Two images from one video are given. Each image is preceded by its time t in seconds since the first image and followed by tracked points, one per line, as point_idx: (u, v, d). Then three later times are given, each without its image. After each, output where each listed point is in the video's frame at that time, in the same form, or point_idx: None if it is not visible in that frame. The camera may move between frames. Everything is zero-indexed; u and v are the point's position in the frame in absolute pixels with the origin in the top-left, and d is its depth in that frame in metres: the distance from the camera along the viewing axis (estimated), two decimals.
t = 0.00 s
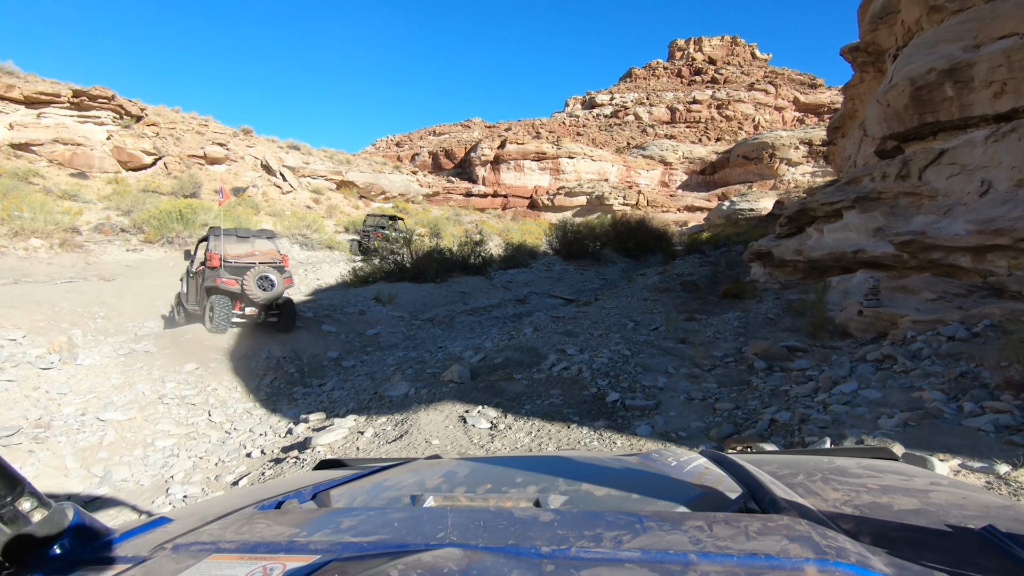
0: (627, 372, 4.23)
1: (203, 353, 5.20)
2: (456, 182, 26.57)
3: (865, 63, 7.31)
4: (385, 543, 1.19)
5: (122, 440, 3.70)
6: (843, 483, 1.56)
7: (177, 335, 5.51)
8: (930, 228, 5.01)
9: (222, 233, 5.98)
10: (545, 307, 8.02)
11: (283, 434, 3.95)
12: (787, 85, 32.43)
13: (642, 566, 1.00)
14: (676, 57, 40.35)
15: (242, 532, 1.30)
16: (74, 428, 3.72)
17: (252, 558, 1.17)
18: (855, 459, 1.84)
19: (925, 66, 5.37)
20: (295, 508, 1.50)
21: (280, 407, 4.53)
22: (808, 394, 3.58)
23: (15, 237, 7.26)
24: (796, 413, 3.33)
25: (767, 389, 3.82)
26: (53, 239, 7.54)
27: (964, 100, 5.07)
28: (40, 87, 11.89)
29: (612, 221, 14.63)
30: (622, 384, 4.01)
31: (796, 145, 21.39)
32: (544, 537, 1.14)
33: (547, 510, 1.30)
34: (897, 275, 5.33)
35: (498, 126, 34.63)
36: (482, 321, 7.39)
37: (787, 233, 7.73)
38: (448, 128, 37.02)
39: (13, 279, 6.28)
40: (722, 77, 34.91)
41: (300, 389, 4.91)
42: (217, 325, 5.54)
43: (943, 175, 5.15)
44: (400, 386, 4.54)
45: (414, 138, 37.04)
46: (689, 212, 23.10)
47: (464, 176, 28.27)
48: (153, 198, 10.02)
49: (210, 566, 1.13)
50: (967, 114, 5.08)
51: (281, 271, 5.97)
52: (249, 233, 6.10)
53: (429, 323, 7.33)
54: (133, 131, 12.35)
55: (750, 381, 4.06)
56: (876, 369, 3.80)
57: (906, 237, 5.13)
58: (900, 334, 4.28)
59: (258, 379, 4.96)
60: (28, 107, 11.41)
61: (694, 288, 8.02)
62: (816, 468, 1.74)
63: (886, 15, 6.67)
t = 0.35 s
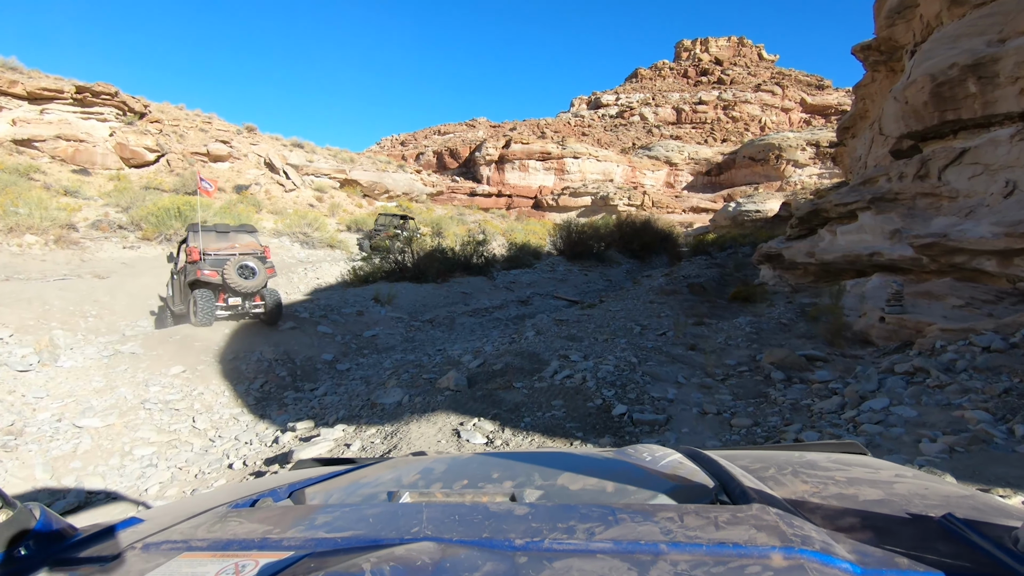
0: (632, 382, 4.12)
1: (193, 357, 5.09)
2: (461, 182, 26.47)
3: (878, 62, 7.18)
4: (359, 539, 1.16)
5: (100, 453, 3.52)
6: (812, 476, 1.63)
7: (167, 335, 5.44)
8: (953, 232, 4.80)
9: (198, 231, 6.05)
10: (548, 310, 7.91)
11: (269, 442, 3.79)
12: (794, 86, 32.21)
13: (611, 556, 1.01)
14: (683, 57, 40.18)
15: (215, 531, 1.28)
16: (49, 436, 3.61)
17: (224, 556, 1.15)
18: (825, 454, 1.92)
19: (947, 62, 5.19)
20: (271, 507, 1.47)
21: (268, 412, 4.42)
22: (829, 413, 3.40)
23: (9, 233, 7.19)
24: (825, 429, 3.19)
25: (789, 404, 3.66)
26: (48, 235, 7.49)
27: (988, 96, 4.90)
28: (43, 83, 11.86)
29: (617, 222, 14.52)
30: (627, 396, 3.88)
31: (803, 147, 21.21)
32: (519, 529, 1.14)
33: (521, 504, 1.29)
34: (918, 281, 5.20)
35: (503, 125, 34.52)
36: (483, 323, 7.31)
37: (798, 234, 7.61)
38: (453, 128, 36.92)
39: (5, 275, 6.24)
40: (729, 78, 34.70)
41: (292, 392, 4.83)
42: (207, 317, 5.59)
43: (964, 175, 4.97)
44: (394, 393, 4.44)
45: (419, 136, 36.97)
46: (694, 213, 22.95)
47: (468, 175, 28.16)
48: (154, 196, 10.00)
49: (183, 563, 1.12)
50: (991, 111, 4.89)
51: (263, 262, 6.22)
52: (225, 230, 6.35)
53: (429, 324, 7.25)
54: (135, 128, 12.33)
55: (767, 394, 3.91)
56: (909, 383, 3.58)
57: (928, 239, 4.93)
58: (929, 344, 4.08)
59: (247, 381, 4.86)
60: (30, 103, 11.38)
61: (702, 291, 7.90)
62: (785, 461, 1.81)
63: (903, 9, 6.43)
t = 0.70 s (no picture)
0: (640, 388, 4.00)
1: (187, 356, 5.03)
2: (466, 178, 26.35)
3: (891, 56, 7.04)
4: (338, 539, 1.09)
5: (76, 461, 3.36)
6: (811, 478, 1.53)
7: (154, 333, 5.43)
8: (976, 229, 4.65)
9: (173, 228, 6.17)
10: (551, 308, 7.81)
11: (256, 447, 3.69)
12: (802, 83, 31.91)
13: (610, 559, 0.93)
14: (689, 54, 39.91)
15: (184, 530, 1.21)
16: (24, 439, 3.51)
17: (193, 557, 1.08)
18: (822, 455, 1.82)
19: (970, 52, 5.03)
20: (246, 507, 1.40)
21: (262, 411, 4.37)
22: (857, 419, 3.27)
23: (5, 227, 7.14)
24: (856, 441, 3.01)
25: (811, 412, 3.51)
26: (45, 229, 7.44)
27: (1013, 88, 4.73)
28: (47, 76, 11.85)
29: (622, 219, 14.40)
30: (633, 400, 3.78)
31: (811, 144, 20.98)
32: (510, 531, 1.06)
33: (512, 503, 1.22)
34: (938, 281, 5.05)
35: (509, 122, 34.38)
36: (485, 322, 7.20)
37: (810, 231, 7.47)
38: (457, 125, 36.80)
39: None
40: (736, 75, 34.41)
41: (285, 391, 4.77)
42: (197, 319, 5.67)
43: (988, 169, 4.83)
44: (389, 396, 4.35)
45: (424, 133, 36.86)
46: (700, 210, 22.77)
47: (473, 172, 28.04)
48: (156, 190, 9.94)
49: (148, 565, 1.05)
50: (1016, 103, 4.73)
51: (242, 250, 6.33)
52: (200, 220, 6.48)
53: (430, 322, 7.15)
54: (139, 123, 12.29)
55: (786, 401, 3.77)
56: (942, 392, 3.38)
57: (951, 237, 4.78)
58: (958, 348, 3.93)
59: (238, 382, 4.79)
60: (34, 97, 11.29)
61: (710, 290, 7.76)
62: (782, 463, 1.71)
63: None
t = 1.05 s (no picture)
0: (644, 396, 3.91)
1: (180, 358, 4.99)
2: (470, 176, 26.24)
3: (901, 50, 6.92)
4: (300, 532, 1.09)
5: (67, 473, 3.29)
6: (741, 467, 1.57)
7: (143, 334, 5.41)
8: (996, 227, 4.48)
9: (158, 231, 6.32)
10: (552, 308, 7.73)
11: (245, 455, 3.64)
12: (808, 79, 31.65)
13: (538, 544, 1.00)
14: (695, 50, 39.67)
15: (159, 527, 1.19)
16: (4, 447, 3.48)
17: (166, 552, 1.07)
18: (763, 446, 1.85)
19: (989, 44, 4.86)
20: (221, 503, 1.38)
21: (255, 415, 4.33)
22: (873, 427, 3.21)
23: (3, 225, 7.12)
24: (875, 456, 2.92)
25: (828, 424, 3.41)
26: (43, 227, 7.42)
27: None
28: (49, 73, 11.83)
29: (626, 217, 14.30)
30: (639, 408, 3.73)
31: (817, 141, 20.79)
32: (454, 521, 1.11)
33: (462, 497, 1.28)
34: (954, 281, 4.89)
35: (513, 119, 34.22)
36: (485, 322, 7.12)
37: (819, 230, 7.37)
38: (461, 122, 36.70)
39: None
40: (742, 71, 34.17)
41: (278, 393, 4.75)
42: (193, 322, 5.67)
43: (1005, 165, 4.67)
44: (383, 402, 4.31)
45: (427, 130, 36.74)
46: (705, 208, 22.61)
47: (477, 169, 27.94)
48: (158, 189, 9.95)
49: (123, 560, 1.05)
50: None
51: (225, 250, 6.55)
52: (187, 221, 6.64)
53: (430, 322, 7.07)
54: (142, 121, 12.33)
55: (802, 412, 3.66)
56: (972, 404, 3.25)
57: (969, 236, 4.61)
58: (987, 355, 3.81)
59: (231, 385, 4.74)
60: (37, 95, 11.31)
61: (714, 289, 7.67)
62: (721, 454, 1.74)
63: None
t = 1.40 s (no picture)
0: (666, 414, 3.79)
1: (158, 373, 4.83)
2: (475, 174, 26.11)
3: (918, 44, 6.76)
4: (322, 554, 1.10)
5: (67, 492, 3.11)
6: (762, 488, 1.64)
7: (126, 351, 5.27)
8: None
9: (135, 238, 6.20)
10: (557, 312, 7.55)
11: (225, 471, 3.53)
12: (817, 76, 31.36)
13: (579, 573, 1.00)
14: (702, 48, 39.41)
15: (167, 545, 1.19)
16: None
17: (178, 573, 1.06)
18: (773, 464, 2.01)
19: None
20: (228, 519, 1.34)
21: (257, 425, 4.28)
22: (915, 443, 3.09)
23: None
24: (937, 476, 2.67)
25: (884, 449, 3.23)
26: (40, 226, 7.30)
27: None
28: (51, 71, 11.81)
29: (633, 215, 14.13)
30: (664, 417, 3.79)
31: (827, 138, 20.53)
32: (486, 545, 1.12)
33: (490, 517, 1.27)
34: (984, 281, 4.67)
35: (519, 117, 34.07)
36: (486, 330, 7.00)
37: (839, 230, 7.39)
38: (467, 120, 36.60)
39: None
40: (749, 68, 33.91)
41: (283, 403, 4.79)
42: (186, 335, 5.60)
43: None
44: (377, 415, 4.16)
45: (432, 128, 36.60)
46: (712, 206, 22.40)
47: (483, 167, 27.79)
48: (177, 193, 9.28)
49: None
50: None
51: (205, 253, 6.53)
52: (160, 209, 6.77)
53: (432, 324, 6.96)
54: (145, 118, 12.24)
55: (848, 433, 3.53)
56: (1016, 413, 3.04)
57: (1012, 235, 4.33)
58: None
59: (217, 394, 4.64)
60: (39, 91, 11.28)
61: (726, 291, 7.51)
62: (734, 472, 1.81)
63: None
